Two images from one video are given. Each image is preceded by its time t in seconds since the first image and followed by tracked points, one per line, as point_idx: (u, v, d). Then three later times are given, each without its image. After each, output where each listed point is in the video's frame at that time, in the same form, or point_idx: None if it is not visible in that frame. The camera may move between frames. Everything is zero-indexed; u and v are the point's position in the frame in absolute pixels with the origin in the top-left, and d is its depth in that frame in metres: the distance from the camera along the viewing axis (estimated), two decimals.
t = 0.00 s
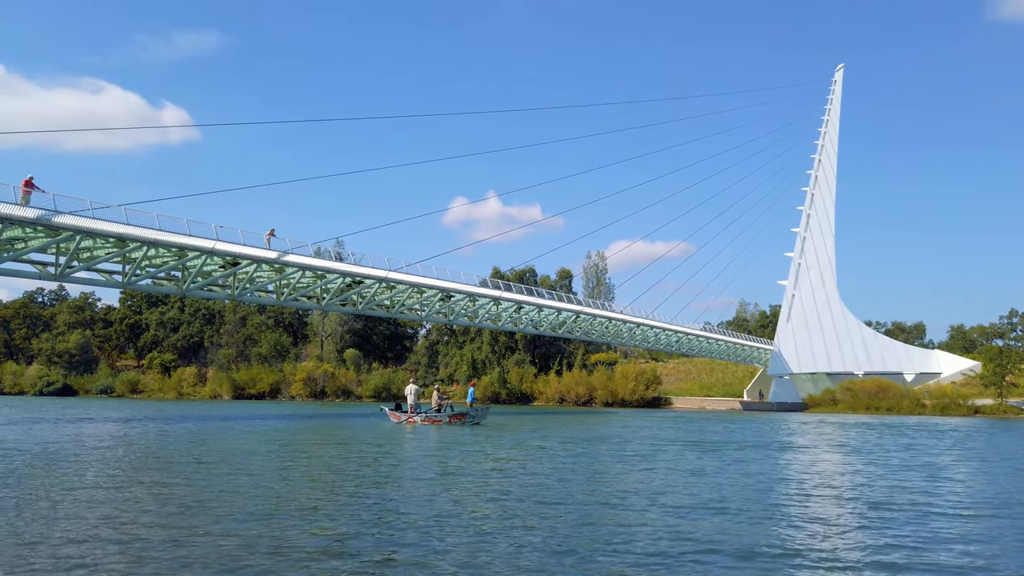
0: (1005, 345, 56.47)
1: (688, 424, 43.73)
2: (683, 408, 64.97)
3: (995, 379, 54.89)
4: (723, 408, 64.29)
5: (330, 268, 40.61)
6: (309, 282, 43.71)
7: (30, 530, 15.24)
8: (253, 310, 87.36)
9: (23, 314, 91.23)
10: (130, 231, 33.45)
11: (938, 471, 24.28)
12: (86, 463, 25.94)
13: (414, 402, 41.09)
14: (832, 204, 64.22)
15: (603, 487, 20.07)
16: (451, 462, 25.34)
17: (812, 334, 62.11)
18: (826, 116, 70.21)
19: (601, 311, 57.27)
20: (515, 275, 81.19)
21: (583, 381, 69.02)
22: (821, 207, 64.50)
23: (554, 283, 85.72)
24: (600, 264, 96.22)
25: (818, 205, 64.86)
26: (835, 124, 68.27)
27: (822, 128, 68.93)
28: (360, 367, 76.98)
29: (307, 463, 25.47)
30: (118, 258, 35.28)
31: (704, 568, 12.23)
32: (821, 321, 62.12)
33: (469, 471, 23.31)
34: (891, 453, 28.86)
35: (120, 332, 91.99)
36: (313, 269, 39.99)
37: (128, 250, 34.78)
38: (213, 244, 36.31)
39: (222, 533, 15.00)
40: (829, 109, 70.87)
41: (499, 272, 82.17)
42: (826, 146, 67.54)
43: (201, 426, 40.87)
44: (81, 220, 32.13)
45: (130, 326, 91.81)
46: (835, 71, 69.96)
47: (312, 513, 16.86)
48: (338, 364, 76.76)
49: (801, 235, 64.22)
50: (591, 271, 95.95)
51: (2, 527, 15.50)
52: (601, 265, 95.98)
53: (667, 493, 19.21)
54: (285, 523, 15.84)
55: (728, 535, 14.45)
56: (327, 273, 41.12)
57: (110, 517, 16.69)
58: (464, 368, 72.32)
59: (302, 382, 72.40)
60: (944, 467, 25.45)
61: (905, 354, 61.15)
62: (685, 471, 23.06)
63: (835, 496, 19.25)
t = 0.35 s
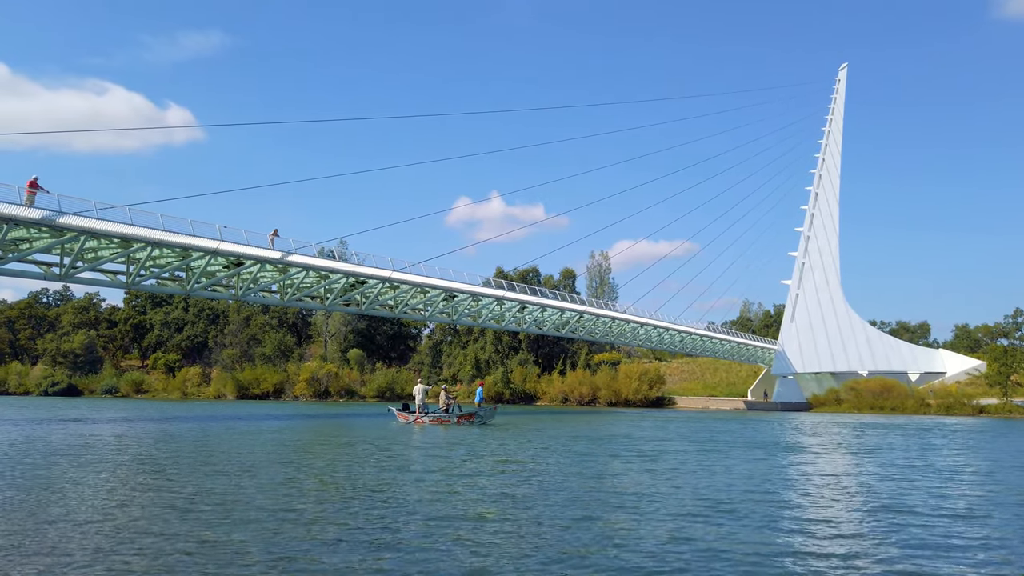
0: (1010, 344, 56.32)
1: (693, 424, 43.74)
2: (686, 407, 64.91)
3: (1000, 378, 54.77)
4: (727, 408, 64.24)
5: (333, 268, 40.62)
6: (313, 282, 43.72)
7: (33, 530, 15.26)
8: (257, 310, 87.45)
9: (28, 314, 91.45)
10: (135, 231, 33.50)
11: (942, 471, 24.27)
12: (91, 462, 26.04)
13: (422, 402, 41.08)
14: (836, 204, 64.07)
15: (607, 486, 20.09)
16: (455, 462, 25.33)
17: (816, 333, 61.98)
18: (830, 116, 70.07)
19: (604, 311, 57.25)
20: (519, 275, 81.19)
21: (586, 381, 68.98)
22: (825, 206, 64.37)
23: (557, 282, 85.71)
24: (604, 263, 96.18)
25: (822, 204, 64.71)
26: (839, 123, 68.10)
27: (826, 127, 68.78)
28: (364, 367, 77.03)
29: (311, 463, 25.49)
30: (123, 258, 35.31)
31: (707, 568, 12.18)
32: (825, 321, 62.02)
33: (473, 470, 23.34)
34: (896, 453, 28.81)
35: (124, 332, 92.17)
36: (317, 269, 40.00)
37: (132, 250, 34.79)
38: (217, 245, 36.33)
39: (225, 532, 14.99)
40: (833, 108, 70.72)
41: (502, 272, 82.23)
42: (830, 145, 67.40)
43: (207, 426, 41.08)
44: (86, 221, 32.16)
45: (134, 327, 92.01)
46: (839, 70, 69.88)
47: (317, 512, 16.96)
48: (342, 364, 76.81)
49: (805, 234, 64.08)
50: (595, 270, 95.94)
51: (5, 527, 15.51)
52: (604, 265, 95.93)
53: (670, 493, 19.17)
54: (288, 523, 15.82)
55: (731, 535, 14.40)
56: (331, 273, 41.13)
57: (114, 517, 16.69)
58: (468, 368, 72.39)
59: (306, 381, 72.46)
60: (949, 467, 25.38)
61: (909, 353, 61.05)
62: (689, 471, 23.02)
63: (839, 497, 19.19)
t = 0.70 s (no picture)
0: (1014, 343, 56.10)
1: (697, 423, 43.73)
2: (690, 406, 64.85)
3: (1005, 377, 54.58)
4: (730, 407, 64.17)
5: (336, 267, 40.58)
6: (316, 281, 43.72)
7: (37, 530, 15.27)
8: (260, 310, 87.51)
9: (32, 314, 91.58)
10: (139, 231, 33.54)
11: (946, 470, 24.20)
12: (96, 462, 26.07)
13: (429, 402, 41.11)
14: (839, 203, 63.96)
15: (611, 485, 20.08)
16: (458, 461, 25.32)
17: (820, 332, 61.65)
18: (834, 115, 69.95)
19: (607, 310, 57.16)
20: (522, 274, 81.24)
21: (590, 380, 68.90)
22: (829, 205, 64.26)
23: (561, 282, 85.66)
24: (607, 262, 96.14)
25: (826, 203, 64.58)
26: (842, 122, 68.00)
27: (830, 125, 68.67)
28: (367, 366, 77.01)
29: (315, 462, 25.49)
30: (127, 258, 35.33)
31: (710, 568, 12.12)
32: (829, 320, 61.88)
33: (477, 469, 23.33)
34: (900, 452, 28.76)
35: (128, 332, 92.27)
36: (320, 268, 39.98)
37: (136, 250, 34.80)
38: (220, 244, 36.34)
39: (227, 532, 14.97)
40: (837, 107, 70.61)
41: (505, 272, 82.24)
42: (834, 144, 67.30)
43: (210, 425, 41.13)
44: (90, 221, 32.20)
45: (138, 326, 92.14)
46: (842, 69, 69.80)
47: (321, 511, 16.99)
48: (346, 363, 76.81)
49: (808, 233, 63.96)
50: (598, 269, 95.94)
51: (9, 527, 15.48)
52: (607, 264, 95.90)
53: (674, 492, 19.09)
54: (290, 522, 15.77)
55: (735, 535, 14.34)
56: (333, 272, 41.08)
57: (117, 516, 16.68)
58: (471, 368, 72.36)
59: (310, 381, 72.55)
60: (954, 466, 25.25)
61: (913, 352, 60.88)
62: (692, 471, 22.94)
63: (843, 496, 19.10)
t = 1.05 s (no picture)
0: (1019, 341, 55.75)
1: (700, 423, 43.58)
2: (693, 405, 64.75)
3: (1009, 375, 54.26)
4: (734, 406, 64.07)
5: (339, 266, 40.54)
6: (319, 280, 43.69)
7: (39, 529, 15.21)
8: (264, 309, 87.57)
9: (37, 314, 91.72)
10: (143, 231, 33.54)
11: (951, 470, 24.05)
12: (99, 461, 26.09)
13: (437, 400, 41.06)
14: (844, 201, 63.69)
15: (614, 485, 20.03)
16: (461, 460, 25.31)
17: (824, 331, 62.04)
18: (838, 113, 69.73)
19: (610, 309, 57.03)
20: (525, 272, 81.34)
21: (593, 379, 68.82)
22: (832, 204, 64.01)
23: (564, 281, 85.54)
24: (611, 262, 96.07)
25: (829, 201, 64.38)
26: (846, 120, 67.77)
27: (834, 123, 68.45)
28: (371, 366, 76.96)
29: (318, 462, 25.45)
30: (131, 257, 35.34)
31: (713, 570, 11.97)
32: (833, 318, 61.77)
33: (481, 469, 23.28)
34: (905, 451, 28.63)
35: (133, 331, 92.45)
36: (323, 267, 39.94)
37: (140, 249, 34.81)
38: (224, 244, 36.31)
39: (227, 531, 14.99)
40: (840, 105, 70.39)
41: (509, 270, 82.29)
42: (838, 142, 67.09)
43: (213, 424, 41.07)
44: (94, 220, 32.18)
45: (142, 326, 92.28)
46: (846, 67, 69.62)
47: (321, 510, 16.94)
48: (349, 362, 76.84)
49: (812, 231, 63.80)
50: (601, 268, 95.92)
51: (12, 526, 15.44)
52: (611, 263, 95.84)
53: (677, 492, 18.94)
54: (291, 522, 15.67)
55: (738, 535, 14.21)
56: (336, 271, 41.02)
57: (120, 516, 16.63)
58: (475, 367, 72.30)
59: (313, 380, 72.70)
60: (960, 466, 25.04)
61: (917, 351, 60.53)
62: (696, 470, 22.79)
63: (848, 496, 18.94)
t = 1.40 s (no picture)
0: None
1: (704, 421, 43.47)
2: (697, 404, 64.64)
3: (1014, 374, 53.36)
4: (738, 405, 63.96)
5: (342, 265, 40.51)
6: (323, 279, 43.61)
7: (42, 529, 15.14)
8: (268, 307, 87.60)
9: (41, 313, 91.93)
10: (147, 230, 33.56)
11: (957, 469, 23.93)
12: (104, 460, 26.06)
13: (445, 399, 41.09)
14: (848, 200, 63.56)
15: (619, 484, 19.96)
16: (465, 459, 25.27)
17: (828, 329, 61.88)
18: (841, 111, 69.57)
19: (614, 307, 56.94)
20: (528, 271, 81.33)
21: (597, 378, 68.77)
22: (836, 202, 63.90)
23: (568, 280, 85.46)
24: (614, 260, 96.00)
25: (833, 199, 64.25)
26: (850, 118, 67.61)
27: (837, 122, 68.29)
28: (374, 364, 76.92)
29: (322, 460, 25.42)
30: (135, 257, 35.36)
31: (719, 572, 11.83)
32: (837, 317, 61.64)
33: (485, 468, 23.21)
34: (910, 450, 28.52)
35: (137, 330, 92.58)
36: (326, 266, 39.91)
37: (144, 249, 34.82)
38: (227, 243, 36.30)
39: (232, 530, 14.97)
40: (844, 103, 70.22)
41: (512, 269, 82.25)
42: (841, 140, 66.92)
43: (218, 423, 41.01)
44: (98, 220, 32.21)
45: (147, 325, 92.45)
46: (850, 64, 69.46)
47: (325, 510, 16.90)
48: (352, 360, 76.87)
49: (816, 230, 63.68)
50: (605, 267, 95.85)
51: (14, 526, 15.37)
52: (614, 262, 95.77)
53: (682, 492, 18.80)
54: (294, 522, 15.56)
55: (743, 535, 14.08)
56: (339, 270, 40.99)
57: (122, 515, 16.55)
58: (478, 365, 72.23)
59: (317, 379, 72.74)
60: (966, 465, 24.85)
61: (922, 349, 60.35)
62: (701, 470, 22.70)
63: (854, 496, 18.78)
